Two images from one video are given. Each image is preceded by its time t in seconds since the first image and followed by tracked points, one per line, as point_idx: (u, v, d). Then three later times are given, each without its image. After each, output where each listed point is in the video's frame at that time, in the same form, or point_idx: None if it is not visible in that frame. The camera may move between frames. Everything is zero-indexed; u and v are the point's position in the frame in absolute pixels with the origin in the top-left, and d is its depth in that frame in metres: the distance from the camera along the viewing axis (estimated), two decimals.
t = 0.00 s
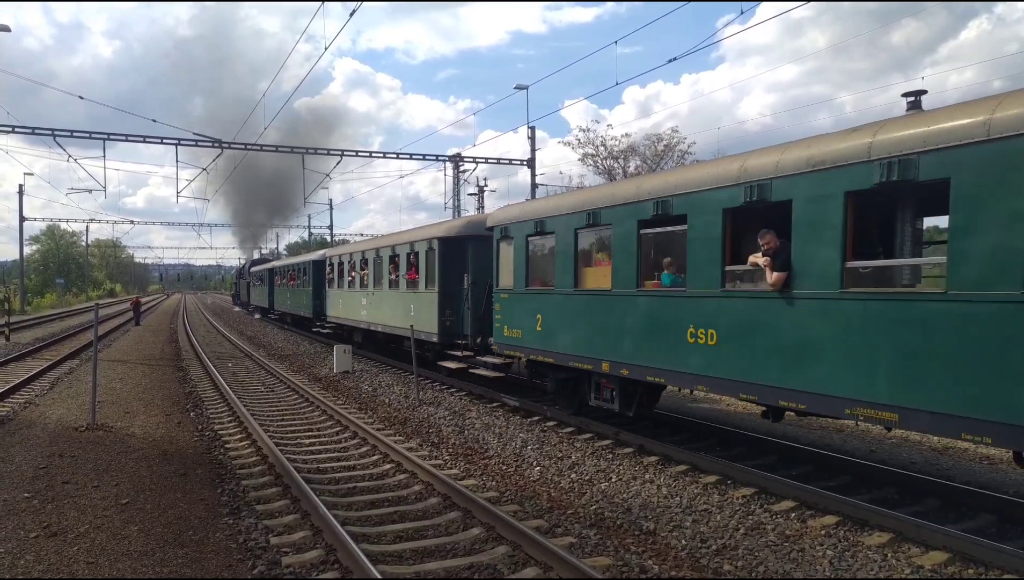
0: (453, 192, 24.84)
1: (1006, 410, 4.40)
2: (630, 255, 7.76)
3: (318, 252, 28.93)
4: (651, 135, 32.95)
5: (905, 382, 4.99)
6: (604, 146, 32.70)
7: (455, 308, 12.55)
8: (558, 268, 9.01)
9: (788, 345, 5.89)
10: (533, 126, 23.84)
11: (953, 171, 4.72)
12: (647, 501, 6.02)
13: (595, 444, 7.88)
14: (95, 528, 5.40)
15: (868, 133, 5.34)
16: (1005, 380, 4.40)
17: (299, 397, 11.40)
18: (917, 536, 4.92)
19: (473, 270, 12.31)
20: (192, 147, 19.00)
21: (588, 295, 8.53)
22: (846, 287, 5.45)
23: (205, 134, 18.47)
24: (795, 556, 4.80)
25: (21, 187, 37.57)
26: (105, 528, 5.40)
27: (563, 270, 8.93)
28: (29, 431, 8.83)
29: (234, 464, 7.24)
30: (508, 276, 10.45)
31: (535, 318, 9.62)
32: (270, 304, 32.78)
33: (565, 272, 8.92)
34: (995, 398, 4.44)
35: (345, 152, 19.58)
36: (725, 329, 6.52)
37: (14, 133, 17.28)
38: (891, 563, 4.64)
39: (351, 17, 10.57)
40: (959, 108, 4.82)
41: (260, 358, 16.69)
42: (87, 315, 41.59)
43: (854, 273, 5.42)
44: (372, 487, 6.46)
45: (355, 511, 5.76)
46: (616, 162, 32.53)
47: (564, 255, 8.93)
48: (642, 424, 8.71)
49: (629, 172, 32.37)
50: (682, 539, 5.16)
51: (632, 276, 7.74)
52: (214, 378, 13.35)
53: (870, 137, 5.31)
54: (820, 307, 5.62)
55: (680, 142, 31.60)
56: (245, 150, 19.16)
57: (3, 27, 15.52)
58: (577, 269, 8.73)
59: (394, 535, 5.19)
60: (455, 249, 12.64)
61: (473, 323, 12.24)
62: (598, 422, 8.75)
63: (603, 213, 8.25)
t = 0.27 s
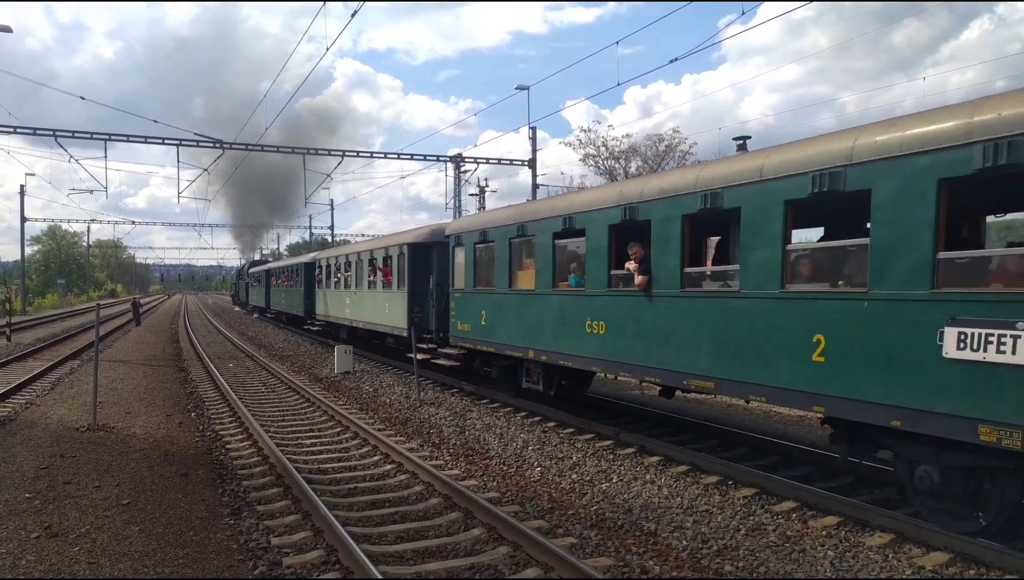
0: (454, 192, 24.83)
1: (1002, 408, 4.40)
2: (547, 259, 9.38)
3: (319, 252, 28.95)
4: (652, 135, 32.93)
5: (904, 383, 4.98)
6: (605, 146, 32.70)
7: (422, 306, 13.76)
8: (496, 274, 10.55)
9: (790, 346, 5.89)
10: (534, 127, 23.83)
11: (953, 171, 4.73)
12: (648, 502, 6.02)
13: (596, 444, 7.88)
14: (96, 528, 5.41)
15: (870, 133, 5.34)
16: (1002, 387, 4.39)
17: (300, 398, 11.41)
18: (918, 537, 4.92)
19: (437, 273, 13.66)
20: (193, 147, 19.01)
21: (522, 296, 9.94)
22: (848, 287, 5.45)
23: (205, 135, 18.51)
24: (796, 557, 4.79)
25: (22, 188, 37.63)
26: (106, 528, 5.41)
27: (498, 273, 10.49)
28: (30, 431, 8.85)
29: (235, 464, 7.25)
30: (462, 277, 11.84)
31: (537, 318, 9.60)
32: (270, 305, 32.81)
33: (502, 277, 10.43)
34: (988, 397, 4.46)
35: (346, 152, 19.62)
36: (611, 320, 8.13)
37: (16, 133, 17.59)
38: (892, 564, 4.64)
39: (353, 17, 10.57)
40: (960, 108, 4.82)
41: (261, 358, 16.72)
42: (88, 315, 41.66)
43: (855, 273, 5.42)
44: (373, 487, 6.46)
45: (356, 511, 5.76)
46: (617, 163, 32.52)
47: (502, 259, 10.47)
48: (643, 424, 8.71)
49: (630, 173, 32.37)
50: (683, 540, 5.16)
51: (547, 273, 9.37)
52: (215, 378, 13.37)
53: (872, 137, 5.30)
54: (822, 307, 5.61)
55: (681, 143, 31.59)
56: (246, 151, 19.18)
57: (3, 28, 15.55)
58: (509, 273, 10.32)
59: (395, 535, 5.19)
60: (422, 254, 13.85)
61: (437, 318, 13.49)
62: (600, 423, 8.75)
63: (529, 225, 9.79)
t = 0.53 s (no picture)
0: (454, 191, 24.81)
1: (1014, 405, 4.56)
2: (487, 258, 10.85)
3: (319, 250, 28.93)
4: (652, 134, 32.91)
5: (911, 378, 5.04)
6: (605, 145, 32.69)
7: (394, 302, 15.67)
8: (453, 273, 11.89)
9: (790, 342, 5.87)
10: (534, 125, 23.81)
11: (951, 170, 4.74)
12: (648, 500, 6.01)
13: (596, 442, 7.87)
14: (96, 526, 5.41)
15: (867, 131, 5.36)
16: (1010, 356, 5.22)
17: (300, 396, 11.40)
18: (918, 535, 4.91)
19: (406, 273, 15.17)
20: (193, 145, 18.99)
21: (466, 290, 11.48)
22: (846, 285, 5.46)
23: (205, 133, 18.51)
24: (796, 555, 4.79)
25: (22, 185, 37.61)
26: (106, 526, 5.41)
27: (450, 271, 11.95)
28: (30, 429, 8.85)
29: (235, 463, 7.25)
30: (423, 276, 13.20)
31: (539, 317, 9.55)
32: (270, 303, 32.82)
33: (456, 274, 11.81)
34: (949, 362, 5.06)
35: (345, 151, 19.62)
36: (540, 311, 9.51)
37: (16, 132, 17.52)
38: (891, 562, 4.64)
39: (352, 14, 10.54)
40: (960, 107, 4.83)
41: (261, 356, 16.72)
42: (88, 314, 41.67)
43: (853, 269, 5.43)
44: (373, 486, 6.46)
45: (356, 509, 5.76)
46: (617, 162, 32.50)
47: (455, 260, 11.87)
48: (642, 423, 8.70)
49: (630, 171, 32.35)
50: (682, 538, 5.16)
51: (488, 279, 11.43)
52: (214, 376, 13.36)
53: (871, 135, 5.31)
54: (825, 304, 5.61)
55: (681, 141, 31.57)
56: (245, 149, 19.17)
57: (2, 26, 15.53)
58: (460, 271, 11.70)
59: (395, 533, 5.20)
60: (396, 254, 15.73)
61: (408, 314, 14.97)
62: (599, 421, 8.73)
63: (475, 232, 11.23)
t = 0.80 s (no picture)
0: (456, 192, 24.81)
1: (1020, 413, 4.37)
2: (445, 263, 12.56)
3: (321, 251, 28.93)
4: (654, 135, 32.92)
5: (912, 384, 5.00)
6: (607, 145, 32.69)
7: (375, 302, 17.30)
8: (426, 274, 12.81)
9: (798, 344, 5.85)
10: (535, 126, 23.83)
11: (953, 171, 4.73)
12: (650, 501, 6.01)
13: (597, 443, 7.87)
14: (98, 526, 5.42)
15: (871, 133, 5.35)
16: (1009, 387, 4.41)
17: (302, 397, 11.42)
18: (919, 536, 4.91)
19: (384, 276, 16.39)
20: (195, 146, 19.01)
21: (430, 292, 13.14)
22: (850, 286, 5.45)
23: (207, 134, 18.54)
24: (797, 556, 4.79)
25: (24, 186, 37.65)
26: (108, 527, 5.41)
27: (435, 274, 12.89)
28: (33, 430, 8.87)
29: (237, 463, 7.27)
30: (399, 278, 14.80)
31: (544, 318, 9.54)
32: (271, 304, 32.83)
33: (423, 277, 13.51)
34: (752, 343, 6.67)
35: (347, 152, 19.64)
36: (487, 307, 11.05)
37: (19, 133, 17.44)
38: (893, 563, 4.64)
39: (353, 15, 10.53)
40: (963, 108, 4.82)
41: (262, 357, 16.73)
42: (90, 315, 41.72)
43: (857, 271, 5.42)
44: (375, 486, 6.47)
45: (358, 510, 5.77)
46: (618, 162, 32.52)
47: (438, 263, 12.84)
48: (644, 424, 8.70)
49: (631, 172, 32.36)
50: (684, 539, 5.16)
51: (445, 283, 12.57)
52: (216, 377, 13.38)
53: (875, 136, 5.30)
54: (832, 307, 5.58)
55: (682, 142, 31.59)
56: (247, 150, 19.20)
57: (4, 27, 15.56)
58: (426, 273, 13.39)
59: (397, 534, 5.20)
60: (375, 258, 17.37)
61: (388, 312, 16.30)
62: (601, 422, 8.73)
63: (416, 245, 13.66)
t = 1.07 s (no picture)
0: (456, 191, 24.81)
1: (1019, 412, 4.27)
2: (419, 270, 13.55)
3: (321, 251, 28.92)
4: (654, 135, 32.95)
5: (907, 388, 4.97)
6: (607, 145, 32.72)
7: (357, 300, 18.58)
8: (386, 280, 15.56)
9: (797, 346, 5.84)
10: (535, 126, 23.82)
11: (952, 172, 4.73)
12: (650, 501, 6.01)
13: (597, 443, 7.87)
14: (98, 526, 5.42)
15: (871, 133, 5.34)
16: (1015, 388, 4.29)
17: (302, 397, 11.42)
18: (919, 536, 4.92)
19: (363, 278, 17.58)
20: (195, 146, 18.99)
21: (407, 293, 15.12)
22: (850, 286, 5.44)
23: (207, 134, 18.53)
24: (797, 556, 4.79)
25: (23, 186, 37.60)
26: (108, 526, 5.42)
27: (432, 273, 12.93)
28: (33, 430, 8.87)
29: (237, 463, 7.26)
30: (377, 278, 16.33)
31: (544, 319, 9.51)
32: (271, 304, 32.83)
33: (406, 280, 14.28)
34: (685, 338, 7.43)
35: (347, 152, 19.63)
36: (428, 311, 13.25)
37: (15, 132, 17.25)
38: (893, 563, 4.64)
39: (353, 15, 10.52)
40: (963, 108, 4.83)
41: (262, 357, 16.74)
42: (90, 315, 41.70)
43: (856, 271, 5.41)
44: (375, 486, 6.47)
45: (358, 510, 5.77)
46: (618, 162, 32.52)
47: (434, 264, 12.92)
48: (643, 423, 8.71)
49: (631, 172, 32.36)
50: (684, 539, 5.16)
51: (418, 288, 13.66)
52: (216, 377, 13.38)
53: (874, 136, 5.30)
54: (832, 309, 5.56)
55: (682, 142, 31.61)
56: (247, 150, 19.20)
57: (4, 25, 15.53)
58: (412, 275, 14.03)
59: (397, 534, 5.20)
60: (358, 261, 18.70)
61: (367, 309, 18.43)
62: (601, 423, 8.73)
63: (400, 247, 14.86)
